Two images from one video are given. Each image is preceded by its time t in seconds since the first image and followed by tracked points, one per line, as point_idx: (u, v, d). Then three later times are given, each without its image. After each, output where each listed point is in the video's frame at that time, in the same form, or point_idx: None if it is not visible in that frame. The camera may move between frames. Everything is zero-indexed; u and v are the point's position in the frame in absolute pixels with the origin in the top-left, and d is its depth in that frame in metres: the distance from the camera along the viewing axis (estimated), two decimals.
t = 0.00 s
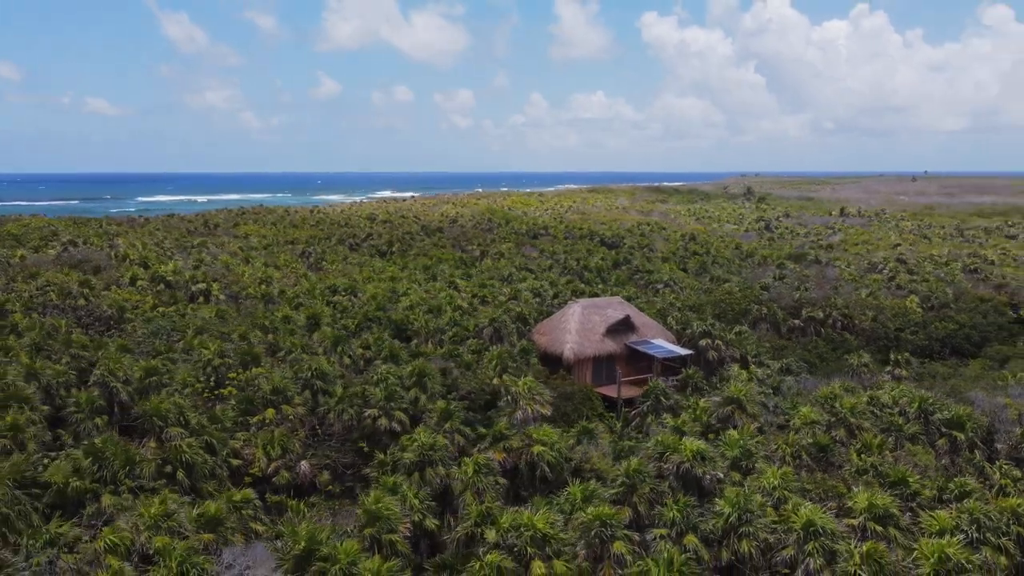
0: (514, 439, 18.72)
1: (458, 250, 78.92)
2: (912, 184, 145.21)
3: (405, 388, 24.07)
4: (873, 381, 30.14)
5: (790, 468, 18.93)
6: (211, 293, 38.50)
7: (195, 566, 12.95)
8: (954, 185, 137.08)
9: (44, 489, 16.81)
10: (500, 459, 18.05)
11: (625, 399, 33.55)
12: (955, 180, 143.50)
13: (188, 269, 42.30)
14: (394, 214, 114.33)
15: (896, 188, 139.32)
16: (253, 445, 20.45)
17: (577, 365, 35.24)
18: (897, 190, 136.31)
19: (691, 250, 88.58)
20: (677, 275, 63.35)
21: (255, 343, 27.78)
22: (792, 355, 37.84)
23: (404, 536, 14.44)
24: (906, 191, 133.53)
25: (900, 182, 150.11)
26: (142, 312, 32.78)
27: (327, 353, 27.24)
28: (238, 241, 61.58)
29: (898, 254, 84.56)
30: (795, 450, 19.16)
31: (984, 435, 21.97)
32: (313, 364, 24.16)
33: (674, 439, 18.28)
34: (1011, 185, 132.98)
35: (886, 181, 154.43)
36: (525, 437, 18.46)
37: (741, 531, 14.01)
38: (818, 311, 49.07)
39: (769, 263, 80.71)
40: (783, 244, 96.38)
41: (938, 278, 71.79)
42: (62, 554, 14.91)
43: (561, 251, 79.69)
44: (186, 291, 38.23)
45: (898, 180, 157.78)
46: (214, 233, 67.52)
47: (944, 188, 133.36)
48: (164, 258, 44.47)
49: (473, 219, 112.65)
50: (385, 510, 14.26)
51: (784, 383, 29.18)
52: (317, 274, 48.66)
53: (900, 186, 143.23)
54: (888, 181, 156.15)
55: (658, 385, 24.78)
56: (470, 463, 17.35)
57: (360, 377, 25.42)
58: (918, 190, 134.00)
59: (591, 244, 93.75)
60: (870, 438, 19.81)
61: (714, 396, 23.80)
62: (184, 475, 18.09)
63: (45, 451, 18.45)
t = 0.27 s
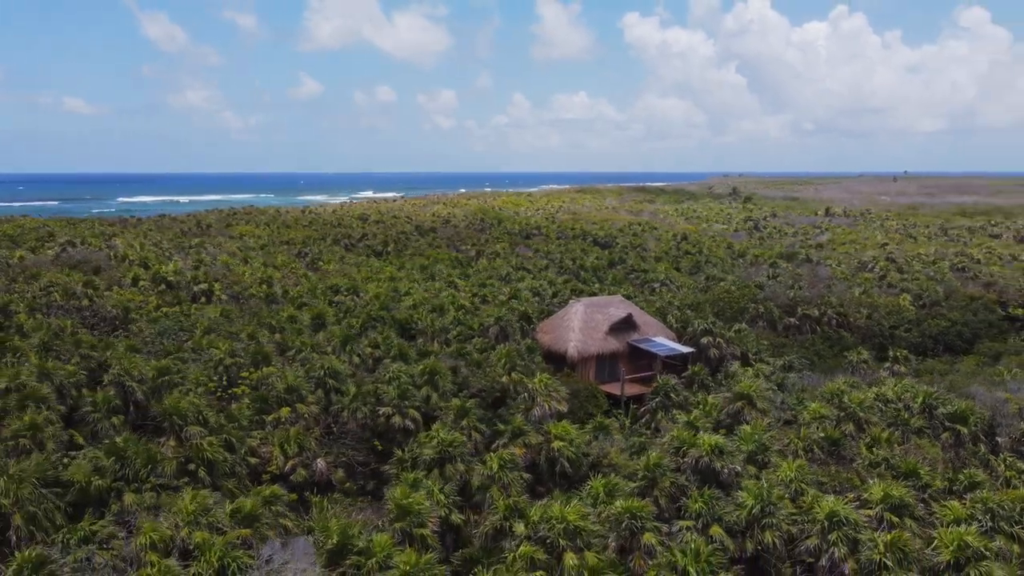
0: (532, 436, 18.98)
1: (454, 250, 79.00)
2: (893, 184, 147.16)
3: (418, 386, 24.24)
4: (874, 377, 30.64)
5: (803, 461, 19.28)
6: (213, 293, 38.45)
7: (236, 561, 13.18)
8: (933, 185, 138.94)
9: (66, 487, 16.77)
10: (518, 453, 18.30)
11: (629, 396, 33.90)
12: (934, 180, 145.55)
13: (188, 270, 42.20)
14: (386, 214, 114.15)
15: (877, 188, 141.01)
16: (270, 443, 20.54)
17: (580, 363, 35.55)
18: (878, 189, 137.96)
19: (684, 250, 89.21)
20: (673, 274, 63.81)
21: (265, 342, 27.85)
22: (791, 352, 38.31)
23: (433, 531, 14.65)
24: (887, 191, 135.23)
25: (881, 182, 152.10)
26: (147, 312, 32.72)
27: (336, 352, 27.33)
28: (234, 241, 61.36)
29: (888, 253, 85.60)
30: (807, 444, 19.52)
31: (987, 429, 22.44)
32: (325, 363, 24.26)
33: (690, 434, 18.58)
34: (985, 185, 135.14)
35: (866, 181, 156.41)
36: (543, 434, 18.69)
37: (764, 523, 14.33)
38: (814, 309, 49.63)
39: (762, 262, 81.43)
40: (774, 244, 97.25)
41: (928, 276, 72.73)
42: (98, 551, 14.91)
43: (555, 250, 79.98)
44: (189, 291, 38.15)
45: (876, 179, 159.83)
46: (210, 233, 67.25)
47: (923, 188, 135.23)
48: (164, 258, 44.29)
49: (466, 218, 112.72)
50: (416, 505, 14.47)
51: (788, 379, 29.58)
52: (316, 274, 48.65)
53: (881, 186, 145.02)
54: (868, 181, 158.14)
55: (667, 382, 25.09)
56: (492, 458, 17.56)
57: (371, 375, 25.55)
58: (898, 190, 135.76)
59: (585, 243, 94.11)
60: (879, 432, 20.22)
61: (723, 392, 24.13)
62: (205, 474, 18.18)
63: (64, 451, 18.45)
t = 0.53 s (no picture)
0: (550, 432, 19.21)
1: (449, 250, 79.10)
2: (872, 184, 149.18)
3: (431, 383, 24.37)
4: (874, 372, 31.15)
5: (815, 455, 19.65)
6: (216, 293, 38.38)
7: (275, 554, 13.29)
8: (910, 185, 141.05)
9: (89, 486, 16.73)
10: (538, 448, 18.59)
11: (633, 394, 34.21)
12: (912, 180, 147.70)
13: (189, 270, 42.07)
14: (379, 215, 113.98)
15: (858, 188, 142.74)
16: (287, 441, 20.63)
17: (584, 361, 35.84)
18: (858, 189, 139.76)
19: (677, 249, 89.81)
20: (668, 273, 64.27)
21: (274, 340, 27.90)
22: (791, 349, 38.82)
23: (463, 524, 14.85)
24: (868, 191, 136.95)
25: (866, 182, 153.87)
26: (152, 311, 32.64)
27: (346, 351, 27.44)
28: (231, 241, 61.11)
29: (877, 252, 86.69)
30: (819, 438, 19.89)
31: (990, 423, 22.94)
32: (338, 362, 24.37)
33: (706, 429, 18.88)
34: (962, 185, 137.39)
35: (845, 181, 158.49)
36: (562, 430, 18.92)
37: (787, 514, 14.67)
38: (811, 307, 50.21)
39: (755, 262, 82.16)
40: (766, 243, 98.09)
41: (918, 275, 73.74)
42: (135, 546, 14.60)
43: (550, 250, 80.29)
44: (192, 290, 38.05)
45: (856, 179, 161.85)
46: (205, 233, 66.94)
47: (901, 188, 137.05)
48: (164, 258, 44.12)
49: (459, 219, 112.82)
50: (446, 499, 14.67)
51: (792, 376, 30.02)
52: (316, 273, 48.63)
53: (858, 186, 146.98)
54: (849, 180, 160.15)
55: (676, 379, 25.41)
56: (514, 453, 17.72)
57: (383, 373, 25.67)
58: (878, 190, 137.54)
59: (579, 243, 94.49)
60: (888, 426, 20.64)
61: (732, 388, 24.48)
62: (227, 472, 18.28)
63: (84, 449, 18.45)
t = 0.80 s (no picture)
0: (569, 427, 19.46)
1: (444, 250, 79.12)
2: (851, 184, 151.26)
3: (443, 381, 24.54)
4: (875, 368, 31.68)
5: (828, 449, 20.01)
6: (219, 293, 38.28)
7: (317, 547, 13.41)
8: (887, 185, 143.22)
9: (113, 483, 16.79)
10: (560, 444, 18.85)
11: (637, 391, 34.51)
12: (892, 180, 149.72)
13: (190, 270, 41.89)
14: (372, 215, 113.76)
15: (840, 188, 144.31)
16: (306, 439, 20.73)
17: (588, 359, 36.14)
18: (838, 189, 141.62)
19: (670, 249, 90.38)
20: (664, 272, 64.75)
21: (284, 340, 27.95)
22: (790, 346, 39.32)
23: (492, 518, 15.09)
24: (848, 191, 138.77)
25: (854, 181, 155.44)
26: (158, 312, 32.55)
27: (356, 350, 27.53)
28: (227, 241, 60.83)
29: (867, 251, 87.75)
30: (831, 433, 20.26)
31: (994, 417, 23.45)
32: (351, 360, 24.48)
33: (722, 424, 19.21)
34: (940, 185, 139.65)
35: (824, 181, 160.54)
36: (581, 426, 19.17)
37: (810, 505, 15.06)
38: (806, 305, 50.83)
39: (747, 261, 82.90)
40: (757, 242, 98.91)
41: (908, 273, 74.73)
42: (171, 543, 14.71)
43: (545, 250, 80.54)
44: (195, 291, 37.93)
45: (835, 180, 164.00)
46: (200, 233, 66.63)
47: (879, 188, 139.14)
48: (164, 258, 43.93)
49: (452, 219, 112.86)
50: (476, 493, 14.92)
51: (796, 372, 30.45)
52: (315, 273, 48.58)
53: (835, 186, 149.12)
54: (831, 180, 161.92)
55: (685, 375, 25.73)
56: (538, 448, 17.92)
57: (395, 371, 25.80)
58: (858, 190, 139.42)
59: (572, 243, 94.84)
60: (898, 420, 21.06)
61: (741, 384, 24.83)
62: (250, 470, 18.38)
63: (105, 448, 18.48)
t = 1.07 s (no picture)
0: (586, 424, 19.71)
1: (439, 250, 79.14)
2: (835, 184, 152.92)
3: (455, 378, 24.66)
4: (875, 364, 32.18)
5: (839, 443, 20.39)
6: (221, 293, 38.16)
7: (353, 542, 13.65)
8: (869, 186, 145.05)
9: (138, 481, 16.86)
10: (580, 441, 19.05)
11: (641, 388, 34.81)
12: (876, 180, 151.58)
13: (191, 270, 41.70)
14: (364, 215, 113.52)
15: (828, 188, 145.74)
16: (323, 437, 20.81)
17: (592, 357, 36.41)
18: (822, 189, 143.22)
19: (663, 248, 90.91)
20: (659, 271, 65.19)
21: (293, 339, 27.97)
22: (790, 344, 39.83)
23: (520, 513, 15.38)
24: (836, 191, 140.15)
25: (841, 181, 157.01)
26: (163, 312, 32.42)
27: (366, 349, 27.59)
28: (223, 242, 60.54)
29: (856, 250, 88.78)
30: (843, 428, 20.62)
31: (996, 411, 23.97)
32: (364, 359, 24.57)
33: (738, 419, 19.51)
34: (922, 185, 141.58)
35: (807, 181, 162.26)
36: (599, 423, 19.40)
37: (831, 497, 15.49)
38: (802, 303, 51.47)
39: (739, 260, 83.60)
40: (748, 242, 99.68)
41: (897, 272, 75.74)
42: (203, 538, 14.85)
43: (539, 250, 80.79)
44: (197, 291, 37.79)
45: (819, 180, 165.81)
46: (195, 233, 66.32)
47: (862, 188, 140.92)
48: (163, 259, 43.72)
49: (444, 219, 112.88)
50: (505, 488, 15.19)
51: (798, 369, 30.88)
52: (315, 274, 48.50)
53: (819, 186, 150.77)
54: (817, 180, 163.59)
55: (694, 372, 26.03)
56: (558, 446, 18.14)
57: (406, 370, 25.92)
58: (842, 190, 141.03)
59: (565, 242, 95.17)
60: (906, 414, 21.50)
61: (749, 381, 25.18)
62: (273, 467, 18.43)
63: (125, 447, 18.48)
